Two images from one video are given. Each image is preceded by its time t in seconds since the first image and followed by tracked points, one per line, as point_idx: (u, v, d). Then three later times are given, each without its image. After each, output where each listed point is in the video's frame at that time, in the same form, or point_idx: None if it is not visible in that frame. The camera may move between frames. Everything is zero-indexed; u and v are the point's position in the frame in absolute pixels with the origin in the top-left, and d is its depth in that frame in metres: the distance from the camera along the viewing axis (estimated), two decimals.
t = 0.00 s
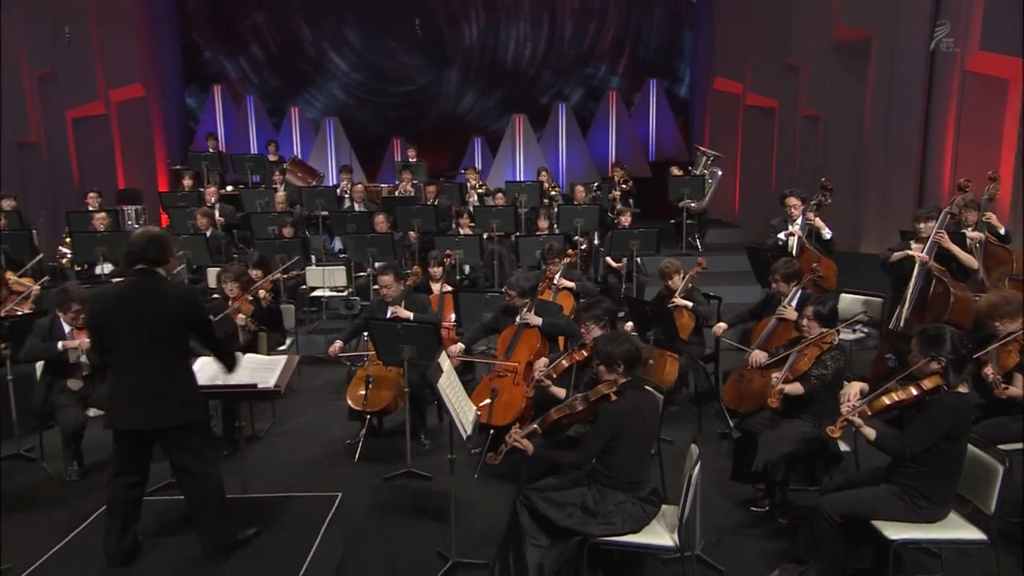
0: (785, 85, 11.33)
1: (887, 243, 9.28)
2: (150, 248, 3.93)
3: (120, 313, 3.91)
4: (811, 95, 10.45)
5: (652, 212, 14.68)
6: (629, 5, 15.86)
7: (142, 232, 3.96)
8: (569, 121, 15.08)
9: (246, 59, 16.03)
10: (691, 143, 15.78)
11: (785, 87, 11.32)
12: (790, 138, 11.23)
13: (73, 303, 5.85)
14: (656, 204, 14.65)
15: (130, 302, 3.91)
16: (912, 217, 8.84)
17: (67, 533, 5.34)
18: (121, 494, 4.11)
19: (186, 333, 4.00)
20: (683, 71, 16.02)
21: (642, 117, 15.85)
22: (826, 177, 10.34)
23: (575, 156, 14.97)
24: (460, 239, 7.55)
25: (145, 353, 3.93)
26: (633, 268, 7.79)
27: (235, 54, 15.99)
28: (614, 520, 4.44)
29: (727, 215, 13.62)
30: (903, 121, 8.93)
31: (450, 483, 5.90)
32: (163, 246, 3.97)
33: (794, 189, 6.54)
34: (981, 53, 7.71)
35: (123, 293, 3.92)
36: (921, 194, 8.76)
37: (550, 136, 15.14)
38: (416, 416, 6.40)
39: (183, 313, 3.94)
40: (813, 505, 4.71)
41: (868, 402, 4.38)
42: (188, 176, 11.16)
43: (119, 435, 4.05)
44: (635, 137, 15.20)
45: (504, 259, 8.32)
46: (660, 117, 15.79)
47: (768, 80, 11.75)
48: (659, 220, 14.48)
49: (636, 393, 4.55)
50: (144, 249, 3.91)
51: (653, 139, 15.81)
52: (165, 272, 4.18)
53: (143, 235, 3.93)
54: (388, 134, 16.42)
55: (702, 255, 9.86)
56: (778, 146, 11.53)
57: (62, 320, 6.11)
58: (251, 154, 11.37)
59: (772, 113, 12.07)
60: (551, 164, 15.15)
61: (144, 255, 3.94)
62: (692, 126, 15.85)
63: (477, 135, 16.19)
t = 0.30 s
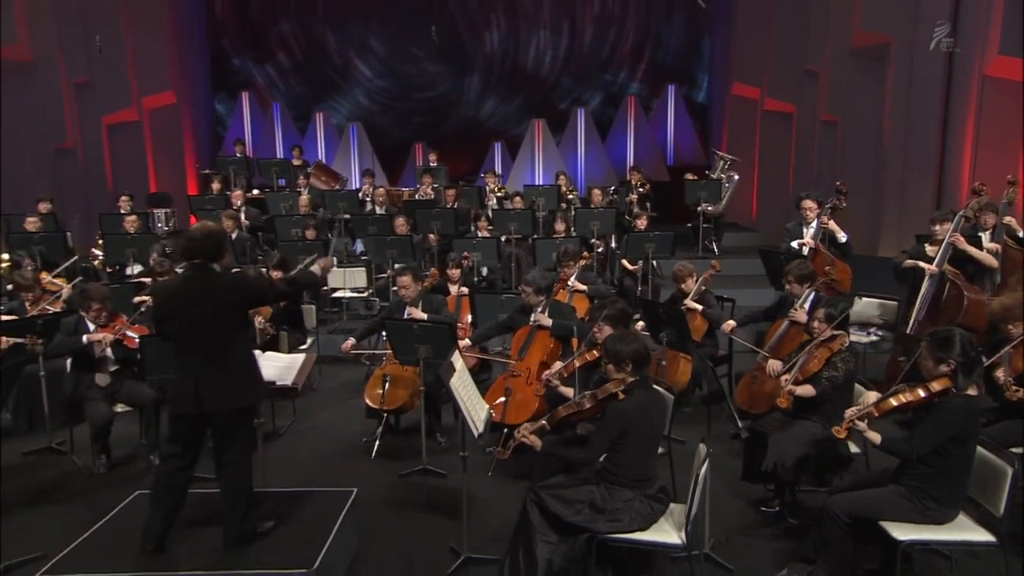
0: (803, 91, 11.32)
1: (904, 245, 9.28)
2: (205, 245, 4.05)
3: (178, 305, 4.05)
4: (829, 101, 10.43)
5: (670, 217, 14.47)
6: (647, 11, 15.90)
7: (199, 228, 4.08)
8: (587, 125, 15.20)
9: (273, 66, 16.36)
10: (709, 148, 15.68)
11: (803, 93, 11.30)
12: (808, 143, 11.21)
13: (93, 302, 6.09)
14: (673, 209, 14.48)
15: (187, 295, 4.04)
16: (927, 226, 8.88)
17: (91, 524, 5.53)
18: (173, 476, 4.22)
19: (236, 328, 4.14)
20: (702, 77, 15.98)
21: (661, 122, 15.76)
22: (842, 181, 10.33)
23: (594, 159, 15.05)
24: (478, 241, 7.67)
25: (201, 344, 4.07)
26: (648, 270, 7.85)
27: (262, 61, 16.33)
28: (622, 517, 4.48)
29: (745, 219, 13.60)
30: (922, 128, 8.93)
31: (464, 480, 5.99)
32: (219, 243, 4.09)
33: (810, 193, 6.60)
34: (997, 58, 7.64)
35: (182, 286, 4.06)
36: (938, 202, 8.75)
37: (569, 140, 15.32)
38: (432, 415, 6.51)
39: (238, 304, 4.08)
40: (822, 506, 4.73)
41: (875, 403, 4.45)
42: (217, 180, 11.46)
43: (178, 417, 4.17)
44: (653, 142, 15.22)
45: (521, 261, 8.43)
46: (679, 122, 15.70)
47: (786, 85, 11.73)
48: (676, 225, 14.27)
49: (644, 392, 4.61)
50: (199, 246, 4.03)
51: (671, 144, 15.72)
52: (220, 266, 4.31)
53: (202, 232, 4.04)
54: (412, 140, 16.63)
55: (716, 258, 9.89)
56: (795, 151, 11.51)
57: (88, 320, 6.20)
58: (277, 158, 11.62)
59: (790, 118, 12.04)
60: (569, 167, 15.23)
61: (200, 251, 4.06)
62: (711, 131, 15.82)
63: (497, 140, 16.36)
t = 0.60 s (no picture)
0: (821, 94, 11.26)
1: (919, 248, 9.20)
2: (243, 247, 4.09)
3: (218, 304, 4.12)
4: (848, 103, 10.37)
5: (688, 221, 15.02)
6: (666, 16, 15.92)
7: (235, 228, 4.12)
8: (606, 129, 15.44)
9: (300, 72, 16.66)
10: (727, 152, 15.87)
11: (821, 96, 11.25)
12: (827, 146, 11.18)
13: (116, 301, 6.37)
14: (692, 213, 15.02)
15: (225, 295, 4.12)
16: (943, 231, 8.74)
17: (118, 515, 5.72)
18: (217, 467, 4.52)
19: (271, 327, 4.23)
20: (721, 82, 15.97)
21: (680, 125, 15.88)
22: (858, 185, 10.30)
23: (613, 163, 15.25)
24: (496, 243, 7.80)
25: (240, 343, 4.16)
26: (665, 272, 7.92)
27: (289, 67, 16.64)
28: (633, 515, 4.53)
29: (765, 222, 13.58)
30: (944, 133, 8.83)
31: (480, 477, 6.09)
32: (256, 244, 4.13)
33: (828, 196, 6.65)
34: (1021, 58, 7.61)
35: (220, 285, 4.13)
36: (959, 207, 8.70)
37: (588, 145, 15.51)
38: (449, 413, 6.62)
39: (272, 306, 4.15)
40: (833, 505, 4.75)
41: (887, 403, 4.43)
42: (244, 183, 11.74)
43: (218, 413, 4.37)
44: (672, 147, 15.43)
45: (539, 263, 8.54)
46: (698, 126, 15.84)
47: (804, 88, 11.71)
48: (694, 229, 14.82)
49: (656, 391, 4.65)
50: (236, 248, 4.07)
51: (690, 147, 15.85)
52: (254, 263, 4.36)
53: (238, 234, 4.08)
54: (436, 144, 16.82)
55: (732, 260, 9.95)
56: (814, 155, 11.48)
57: (114, 317, 6.45)
58: (303, 163, 11.86)
59: (809, 122, 12.02)
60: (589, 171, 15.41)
61: (238, 253, 4.10)
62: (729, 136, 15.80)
63: (517, 144, 16.48)
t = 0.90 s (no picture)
0: (841, 98, 11.26)
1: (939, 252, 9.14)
2: (257, 249, 4.20)
3: (235, 303, 4.24)
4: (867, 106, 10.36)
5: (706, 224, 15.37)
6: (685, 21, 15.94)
7: (253, 231, 4.22)
8: (624, 133, 15.56)
9: (324, 78, 16.91)
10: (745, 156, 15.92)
11: (841, 100, 11.24)
12: (846, 149, 11.16)
13: (143, 301, 6.54)
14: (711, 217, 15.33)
15: (242, 294, 4.23)
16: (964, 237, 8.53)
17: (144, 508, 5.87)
18: (246, 464, 4.73)
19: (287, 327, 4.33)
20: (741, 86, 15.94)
21: (699, 130, 15.89)
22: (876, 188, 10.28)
23: (631, 167, 15.45)
24: (514, 245, 7.90)
25: (258, 341, 4.29)
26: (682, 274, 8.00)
27: (314, 74, 16.91)
28: (644, 513, 4.54)
29: (783, 226, 13.56)
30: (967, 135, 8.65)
31: (495, 475, 6.17)
32: (270, 247, 4.22)
33: (844, 200, 6.68)
34: None
35: (237, 284, 4.25)
36: (980, 209, 8.47)
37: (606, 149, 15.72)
38: (466, 412, 6.72)
39: (288, 306, 4.26)
40: (846, 506, 4.76)
41: (898, 405, 4.44)
42: (269, 187, 11.97)
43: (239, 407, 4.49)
44: (691, 151, 15.54)
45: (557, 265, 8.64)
46: (716, 131, 15.86)
47: (823, 92, 11.69)
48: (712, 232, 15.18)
49: (667, 391, 4.66)
50: (251, 251, 4.18)
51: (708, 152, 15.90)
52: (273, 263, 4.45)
53: (255, 237, 4.19)
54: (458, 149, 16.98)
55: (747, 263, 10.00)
56: (833, 159, 11.46)
57: (140, 317, 6.62)
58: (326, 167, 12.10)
59: (828, 126, 11.99)
60: (607, 175, 15.64)
61: (252, 256, 4.20)
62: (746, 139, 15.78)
63: (535, 148, 16.56)
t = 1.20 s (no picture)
0: (858, 102, 11.24)
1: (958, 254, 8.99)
2: (270, 246, 4.36)
3: (250, 296, 4.42)
4: (884, 109, 10.33)
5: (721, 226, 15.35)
6: (702, 25, 15.94)
7: (267, 228, 4.37)
8: (640, 137, 15.54)
9: (346, 83, 17.15)
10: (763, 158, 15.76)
11: (859, 103, 11.22)
12: (864, 152, 11.12)
13: (167, 299, 6.71)
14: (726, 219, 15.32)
15: (257, 288, 4.40)
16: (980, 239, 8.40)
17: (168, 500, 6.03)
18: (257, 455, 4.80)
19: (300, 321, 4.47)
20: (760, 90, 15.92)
21: (715, 133, 15.89)
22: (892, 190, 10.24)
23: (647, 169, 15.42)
24: (530, 246, 8.00)
25: (270, 333, 4.44)
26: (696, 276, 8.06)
27: (336, 79, 17.15)
28: (654, 510, 4.56)
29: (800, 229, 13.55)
30: (981, 136, 8.49)
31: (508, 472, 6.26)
32: (282, 244, 4.38)
33: (857, 203, 6.71)
34: None
35: (251, 277, 4.42)
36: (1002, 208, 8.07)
37: (622, 152, 15.70)
38: (480, 411, 6.81)
39: (296, 301, 4.39)
40: (856, 506, 4.77)
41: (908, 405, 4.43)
42: (291, 190, 12.19)
43: (251, 407, 4.56)
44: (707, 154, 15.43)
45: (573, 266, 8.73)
46: (733, 133, 15.79)
47: (841, 95, 11.67)
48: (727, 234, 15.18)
49: (678, 389, 4.69)
50: (264, 247, 4.35)
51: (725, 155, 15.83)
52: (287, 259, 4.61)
53: (266, 233, 4.35)
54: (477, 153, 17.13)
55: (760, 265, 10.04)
56: (851, 161, 11.44)
57: (165, 315, 6.79)
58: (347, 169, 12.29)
59: (845, 129, 11.98)
60: (623, 178, 15.65)
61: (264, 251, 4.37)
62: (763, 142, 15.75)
63: (553, 152, 16.68)
